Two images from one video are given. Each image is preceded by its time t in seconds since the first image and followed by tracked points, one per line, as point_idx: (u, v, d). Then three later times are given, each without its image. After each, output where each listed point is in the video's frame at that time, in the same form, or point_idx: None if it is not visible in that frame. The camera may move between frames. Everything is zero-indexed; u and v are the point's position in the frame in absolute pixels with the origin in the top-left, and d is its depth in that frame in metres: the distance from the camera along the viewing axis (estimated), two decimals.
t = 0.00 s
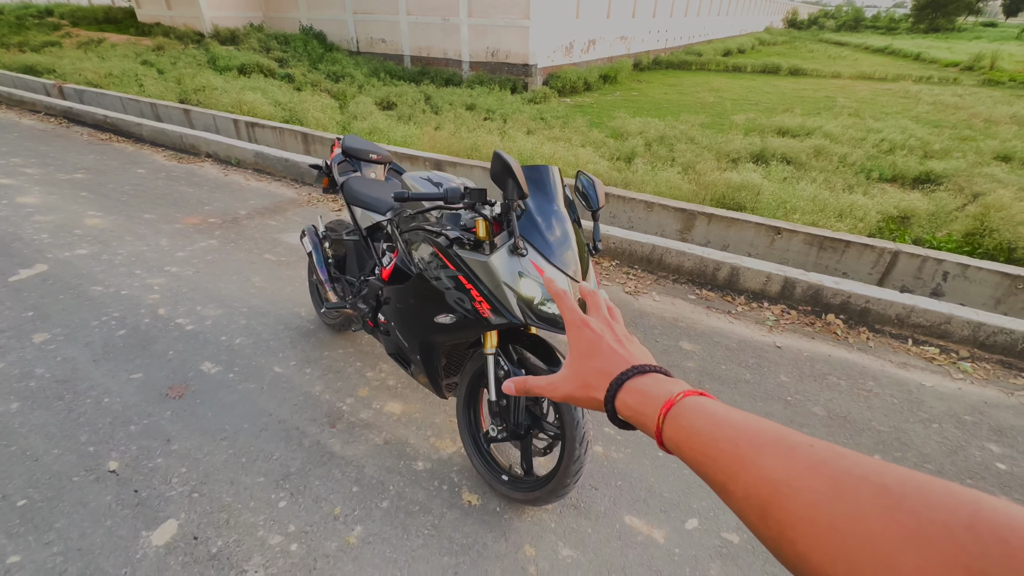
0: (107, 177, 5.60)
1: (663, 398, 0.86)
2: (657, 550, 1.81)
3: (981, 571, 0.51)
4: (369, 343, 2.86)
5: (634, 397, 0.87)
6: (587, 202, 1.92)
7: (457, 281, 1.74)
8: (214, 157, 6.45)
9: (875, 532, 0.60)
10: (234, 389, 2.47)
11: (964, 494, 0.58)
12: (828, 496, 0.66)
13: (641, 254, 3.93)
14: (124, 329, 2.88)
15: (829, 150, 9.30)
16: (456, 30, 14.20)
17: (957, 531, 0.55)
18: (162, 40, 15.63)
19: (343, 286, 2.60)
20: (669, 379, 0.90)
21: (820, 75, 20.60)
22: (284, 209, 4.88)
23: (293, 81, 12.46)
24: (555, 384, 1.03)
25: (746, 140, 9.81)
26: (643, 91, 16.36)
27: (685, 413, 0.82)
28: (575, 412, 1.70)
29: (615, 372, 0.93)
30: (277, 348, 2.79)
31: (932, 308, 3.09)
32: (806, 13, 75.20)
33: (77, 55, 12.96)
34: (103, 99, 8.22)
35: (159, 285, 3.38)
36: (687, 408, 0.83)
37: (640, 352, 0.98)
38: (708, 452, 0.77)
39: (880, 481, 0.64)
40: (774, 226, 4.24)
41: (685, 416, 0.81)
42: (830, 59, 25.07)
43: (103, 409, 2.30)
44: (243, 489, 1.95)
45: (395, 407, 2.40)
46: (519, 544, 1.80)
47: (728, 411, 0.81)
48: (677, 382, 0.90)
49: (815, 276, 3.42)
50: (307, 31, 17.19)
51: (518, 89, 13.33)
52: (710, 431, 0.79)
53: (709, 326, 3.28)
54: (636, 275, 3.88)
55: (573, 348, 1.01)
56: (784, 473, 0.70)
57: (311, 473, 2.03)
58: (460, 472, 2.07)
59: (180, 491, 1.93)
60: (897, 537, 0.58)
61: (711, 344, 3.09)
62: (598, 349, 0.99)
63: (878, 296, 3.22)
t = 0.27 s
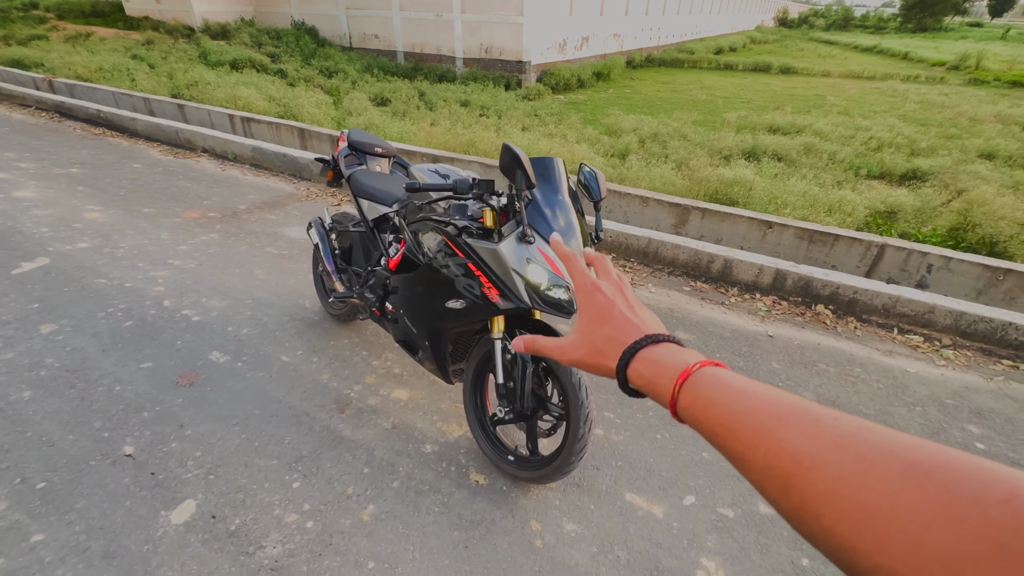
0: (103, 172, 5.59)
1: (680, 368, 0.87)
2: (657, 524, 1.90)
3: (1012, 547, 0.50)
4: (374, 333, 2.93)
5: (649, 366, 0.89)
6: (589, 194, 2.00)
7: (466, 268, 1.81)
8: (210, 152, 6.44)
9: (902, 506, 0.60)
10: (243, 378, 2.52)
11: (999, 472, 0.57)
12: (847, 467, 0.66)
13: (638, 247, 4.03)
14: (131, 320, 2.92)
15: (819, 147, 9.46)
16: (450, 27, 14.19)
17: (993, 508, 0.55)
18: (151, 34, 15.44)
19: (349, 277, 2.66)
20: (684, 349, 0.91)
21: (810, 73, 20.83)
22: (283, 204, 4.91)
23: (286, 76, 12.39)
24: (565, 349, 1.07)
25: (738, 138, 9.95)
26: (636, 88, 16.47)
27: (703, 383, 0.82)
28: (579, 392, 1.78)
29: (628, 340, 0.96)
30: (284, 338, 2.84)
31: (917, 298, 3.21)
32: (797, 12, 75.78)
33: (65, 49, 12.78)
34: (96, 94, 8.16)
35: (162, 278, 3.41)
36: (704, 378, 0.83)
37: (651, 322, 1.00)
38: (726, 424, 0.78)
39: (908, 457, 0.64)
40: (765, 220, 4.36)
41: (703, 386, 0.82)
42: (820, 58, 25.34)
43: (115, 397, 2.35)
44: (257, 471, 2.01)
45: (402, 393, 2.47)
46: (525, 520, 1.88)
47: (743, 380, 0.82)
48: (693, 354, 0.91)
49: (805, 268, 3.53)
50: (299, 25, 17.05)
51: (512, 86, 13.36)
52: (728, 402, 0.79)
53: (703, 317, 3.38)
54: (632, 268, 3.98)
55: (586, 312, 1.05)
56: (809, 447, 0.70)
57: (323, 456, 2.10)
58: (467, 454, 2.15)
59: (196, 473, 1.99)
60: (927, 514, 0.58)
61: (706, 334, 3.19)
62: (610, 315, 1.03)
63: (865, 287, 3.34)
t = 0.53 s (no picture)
0: (79, 165, 5.47)
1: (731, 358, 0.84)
2: (641, 500, 2.01)
3: None
4: (365, 325, 2.98)
5: (692, 356, 0.87)
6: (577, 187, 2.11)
7: (461, 256, 1.90)
8: (191, 147, 6.35)
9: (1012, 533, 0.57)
10: (236, 367, 2.55)
11: None
12: (936, 474, 0.64)
13: (621, 243, 4.16)
14: (118, 312, 2.91)
15: (793, 151, 9.80)
16: (433, 26, 14.20)
17: None
18: (124, 26, 15.03)
19: (342, 269, 2.72)
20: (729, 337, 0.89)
21: (784, 80, 21.46)
22: (268, 199, 4.90)
23: (267, 72, 12.23)
24: (587, 334, 1.05)
25: (715, 140, 10.24)
26: (617, 91, 16.75)
27: (764, 383, 0.80)
28: (568, 374, 1.88)
29: (660, 325, 0.94)
30: (275, 330, 2.88)
31: (881, 291, 3.42)
32: (772, 20, 77.83)
33: (33, 39, 12.36)
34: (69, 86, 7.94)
35: (148, 271, 3.40)
36: (766, 377, 0.80)
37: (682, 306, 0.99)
38: (789, 421, 0.76)
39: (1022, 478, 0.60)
40: (741, 218, 4.55)
41: (760, 380, 0.80)
42: (793, 64, 26.10)
43: (106, 387, 2.35)
44: (253, 456, 2.05)
45: (395, 381, 2.54)
46: (516, 497, 1.97)
47: (797, 371, 0.81)
48: (741, 340, 0.88)
49: (779, 264, 3.71)
50: (278, 20, 16.80)
51: (495, 86, 13.44)
52: (791, 399, 0.77)
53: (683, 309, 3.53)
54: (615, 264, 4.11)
55: (607, 297, 1.03)
56: (895, 455, 0.67)
57: (319, 440, 2.15)
58: (459, 437, 2.23)
59: (193, 458, 2.02)
60: None
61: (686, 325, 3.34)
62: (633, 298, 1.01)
63: (834, 281, 3.53)
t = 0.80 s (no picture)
0: (58, 155, 5.37)
1: (874, 468, 0.69)
2: (623, 480, 2.10)
3: None
4: (355, 315, 3.02)
5: (832, 467, 0.70)
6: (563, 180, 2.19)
7: (451, 245, 1.96)
8: (174, 138, 6.26)
9: None
10: (226, 356, 2.57)
11: None
12: None
13: (606, 238, 4.25)
14: (104, 302, 2.90)
15: (773, 152, 10.04)
16: (420, 21, 14.15)
17: None
18: (101, 14, 14.63)
19: (332, 259, 2.75)
20: (850, 428, 0.73)
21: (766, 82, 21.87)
22: (254, 192, 4.88)
23: (250, 64, 12.05)
24: (664, 418, 0.82)
25: (698, 140, 10.43)
26: (603, 90, 16.90)
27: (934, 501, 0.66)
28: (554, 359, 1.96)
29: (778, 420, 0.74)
30: (264, 320, 2.90)
31: (852, 286, 3.57)
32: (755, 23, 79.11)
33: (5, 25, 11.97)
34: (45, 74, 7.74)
35: (134, 261, 3.38)
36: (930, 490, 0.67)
37: (777, 378, 0.79)
38: (959, 549, 0.65)
39: None
40: (722, 215, 4.69)
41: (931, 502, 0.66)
42: (775, 68, 26.58)
43: (94, 374, 2.36)
44: (245, 440, 2.09)
45: (384, 369, 2.59)
46: (504, 478, 2.05)
47: (948, 480, 0.68)
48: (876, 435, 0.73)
49: (757, 259, 3.85)
50: (261, 12, 16.53)
51: (482, 83, 13.46)
52: (966, 523, 0.65)
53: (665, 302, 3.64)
54: (600, 258, 4.20)
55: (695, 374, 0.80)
56: None
57: (310, 426, 2.20)
58: (448, 423, 2.30)
59: (185, 443, 2.05)
60: None
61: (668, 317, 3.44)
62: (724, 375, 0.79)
63: (809, 276, 3.67)
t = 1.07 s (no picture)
0: (57, 148, 5.37)
1: None
2: (616, 472, 2.14)
3: None
4: (353, 310, 3.05)
5: None
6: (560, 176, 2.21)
7: (449, 240, 1.99)
8: (173, 133, 6.26)
9: None
10: (225, 348, 2.60)
11: None
12: None
13: (602, 236, 4.29)
14: (103, 294, 2.92)
15: (771, 152, 10.07)
16: (420, 18, 14.14)
17: None
18: (99, 7, 14.57)
19: (330, 254, 2.78)
20: None
21: (765, 82, 21.89)
22: (253, 187, 4.89)
23: (249, 59, 12.03)
24: None
25: (697, 140, 10.46)
26: (603, 89, 16.91)
27: None
28: (549, 352, 1.99)
29: None
30: (263, 313, 2.92)
31: (846, 284, 3.61)
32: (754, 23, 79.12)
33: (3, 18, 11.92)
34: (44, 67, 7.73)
35: (133, 254, 3.40)
36: None
37: None
38: None
39: None
40: (718, 214, 4.73)
41: None
42: (775, 68, 26.60)
43: (94, 366, 2.38)
44: (244, 431, 2.12)
45: (382, 362, 2.62)
46: (499, 470, 2.08)
47: None
48: None
49: (752, 258, 3.89)
50: (261, 7, 16.49)
51: (482, 81, 13.47)
52: None
53: (661, 299, 3.68)
54: (597, 255, 4.23)
55: None
56: None
57: (308, 417, 2.22)
58: (445, 415, 2.33)
59: (184, 433, 2.08)
60: None
61: (664, 314, 3.48)
62: None
63: (803, 274, 3.71)
